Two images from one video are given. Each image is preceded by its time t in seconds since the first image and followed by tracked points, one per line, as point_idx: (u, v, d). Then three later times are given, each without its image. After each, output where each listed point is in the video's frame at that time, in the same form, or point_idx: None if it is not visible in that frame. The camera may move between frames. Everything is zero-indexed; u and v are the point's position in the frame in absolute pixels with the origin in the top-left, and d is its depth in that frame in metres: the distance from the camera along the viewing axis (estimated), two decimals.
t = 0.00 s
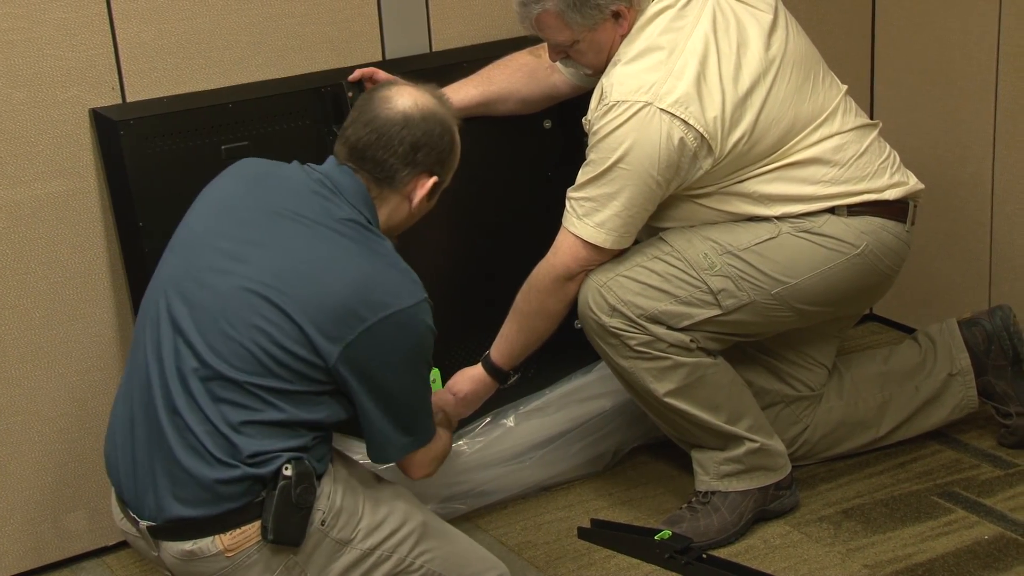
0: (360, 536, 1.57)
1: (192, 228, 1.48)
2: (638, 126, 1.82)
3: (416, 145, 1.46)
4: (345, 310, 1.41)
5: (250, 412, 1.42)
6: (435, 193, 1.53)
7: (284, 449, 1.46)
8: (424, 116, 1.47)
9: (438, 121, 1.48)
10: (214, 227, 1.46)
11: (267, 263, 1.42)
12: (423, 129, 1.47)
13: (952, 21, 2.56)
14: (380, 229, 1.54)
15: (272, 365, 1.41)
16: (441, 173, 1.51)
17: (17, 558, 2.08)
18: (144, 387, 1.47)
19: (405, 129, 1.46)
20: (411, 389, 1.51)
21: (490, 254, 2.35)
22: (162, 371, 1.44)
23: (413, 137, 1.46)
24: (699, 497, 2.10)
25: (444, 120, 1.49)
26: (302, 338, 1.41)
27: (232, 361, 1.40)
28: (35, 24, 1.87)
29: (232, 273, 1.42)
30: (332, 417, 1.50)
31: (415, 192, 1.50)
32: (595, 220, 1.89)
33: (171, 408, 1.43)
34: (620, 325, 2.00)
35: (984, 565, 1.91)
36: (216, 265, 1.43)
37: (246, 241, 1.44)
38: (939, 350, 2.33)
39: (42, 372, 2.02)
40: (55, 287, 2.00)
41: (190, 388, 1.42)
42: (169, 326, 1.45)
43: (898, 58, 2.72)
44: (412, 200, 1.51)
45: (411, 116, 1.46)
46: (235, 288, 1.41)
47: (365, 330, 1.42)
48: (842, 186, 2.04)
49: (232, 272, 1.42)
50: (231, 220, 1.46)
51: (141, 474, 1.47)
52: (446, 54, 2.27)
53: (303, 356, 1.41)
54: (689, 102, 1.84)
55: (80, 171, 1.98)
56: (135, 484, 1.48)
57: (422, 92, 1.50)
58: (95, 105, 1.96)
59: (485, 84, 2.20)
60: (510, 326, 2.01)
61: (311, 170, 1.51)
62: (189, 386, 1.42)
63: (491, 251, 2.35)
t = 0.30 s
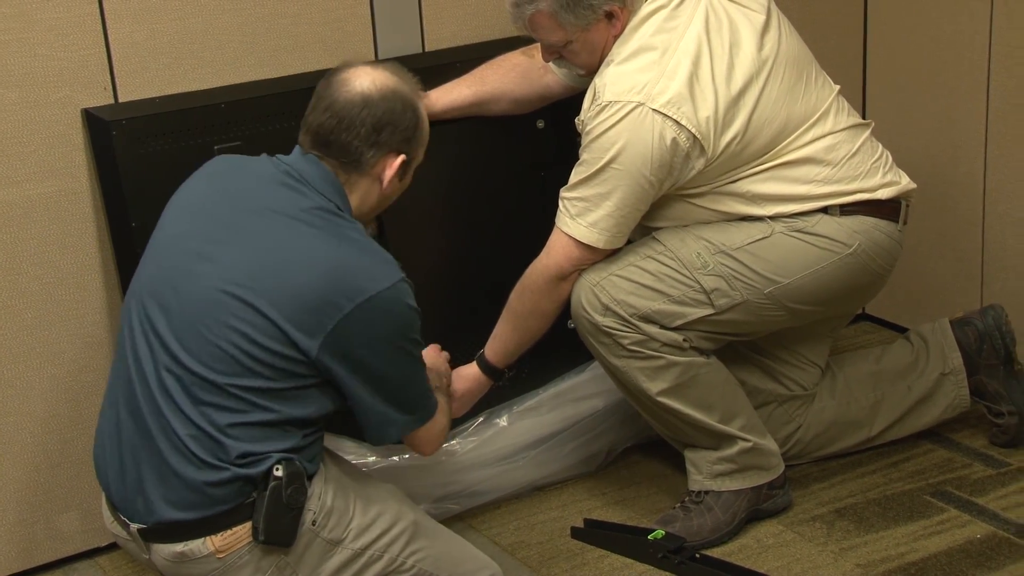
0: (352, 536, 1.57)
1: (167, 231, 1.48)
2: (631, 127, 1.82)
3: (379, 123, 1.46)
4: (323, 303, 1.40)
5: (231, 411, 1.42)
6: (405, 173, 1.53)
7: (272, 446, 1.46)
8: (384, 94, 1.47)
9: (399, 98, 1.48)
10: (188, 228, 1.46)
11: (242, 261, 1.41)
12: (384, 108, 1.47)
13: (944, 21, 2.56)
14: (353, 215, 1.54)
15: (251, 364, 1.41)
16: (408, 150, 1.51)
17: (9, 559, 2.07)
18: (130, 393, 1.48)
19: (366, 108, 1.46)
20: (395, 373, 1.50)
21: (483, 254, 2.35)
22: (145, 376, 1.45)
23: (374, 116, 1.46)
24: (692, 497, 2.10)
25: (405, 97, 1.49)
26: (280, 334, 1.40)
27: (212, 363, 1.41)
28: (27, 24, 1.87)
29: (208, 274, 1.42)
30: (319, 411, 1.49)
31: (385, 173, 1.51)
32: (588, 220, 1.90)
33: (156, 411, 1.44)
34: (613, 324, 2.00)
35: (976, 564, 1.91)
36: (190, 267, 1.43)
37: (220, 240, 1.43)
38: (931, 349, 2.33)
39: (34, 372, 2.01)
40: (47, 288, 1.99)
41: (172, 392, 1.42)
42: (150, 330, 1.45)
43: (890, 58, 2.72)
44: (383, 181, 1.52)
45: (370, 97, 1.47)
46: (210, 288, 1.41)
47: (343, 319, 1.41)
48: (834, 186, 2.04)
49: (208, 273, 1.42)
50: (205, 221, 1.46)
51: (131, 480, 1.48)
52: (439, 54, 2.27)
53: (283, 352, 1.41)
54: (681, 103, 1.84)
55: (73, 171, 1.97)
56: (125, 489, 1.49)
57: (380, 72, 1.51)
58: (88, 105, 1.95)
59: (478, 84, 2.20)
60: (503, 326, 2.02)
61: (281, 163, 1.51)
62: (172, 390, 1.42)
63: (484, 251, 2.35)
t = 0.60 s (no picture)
0: (346, 536, 1.57)
1: (141, 230, 1.47)
2: (626, 128, 1.82)
3: (340, 103, 1.45)
4: (298, 293, 1.40)
5: (214, 408, 1.42)
6: (372, 153, 1.52)
7: (260, 442, 1.46)
8: (344, 73, 1.47)
9: (360, 77, 1.48)
10: (162, 226, 1.45)
11: (215, 257, 1.40)
12: (346, 88, 1.47)
13: (938, 22, 2.57)
14: (324, 199, 1.53)
15: (229, 359, 1.40)
16: (373, 130, 1.50)
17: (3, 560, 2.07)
18: (116, 394, 1.47)
19: (326, 89, 1.45)
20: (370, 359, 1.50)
21: (478, 255, 2.35)
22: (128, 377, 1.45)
23: (335, 96, 1.45)
24: (688, 497, 2.10)
25: (367, 76, 1.49)
26: (258, 327, 1.40)
27: (192, 361, 1.40)
28: (21, 24, 1.86)
29: (182, 271, 1.41)
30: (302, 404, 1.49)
31: (351, 154, 1.50)
32: (583, 221, 1.90)
33: (141, 413, 1.44)
34: (608, 324, 2.00)
35: (970, 564, 1.91)
36: (165, 265, 1.42)
37: (194, 236, 1.42)
38: (925, 349, 2.34)
39: (28, 373, 2.01)
40: (40, 289, 1.99)
41: (154, 392, 1.42)
42: (129, 330, 1.45)
43: (884, 58, 2.73)
44: (350, 163, 1.51)
45: (331, 77, 1.46)
46: (185, 286, 1.40)
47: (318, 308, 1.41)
48: (829, 186, 2.04)
49: (181, 270, 1.41)
50: (178, 218, 1.44)
51: (123, 484, 1.48)
52: (434, 55, 2.27)
53: (262, 345, 1.41)
54: (675, 104, 1.84)
55: (67, 172, 1.97)
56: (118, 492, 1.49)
57: (341, 53, 1.50)
58: (82, 105, 1.95)
59: (472, 85, 2.20)
60: (498, 327, 2.02)
61: (248, 156, 1.50)
62: (155, 391, 1.42)
63: (479, 252, 2.35)
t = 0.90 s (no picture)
0: (338, 536, 1.57)
1: (117, 236, 1.46)
2: (621, 126, 1.82)
3: (311, 101, 1.45)
4: (275, 291, 1.40)
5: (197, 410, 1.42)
6: (348, 152, 1.51)
7: (247, 443, 1.47)
8: (315, 72, 1.46)
9: (333, 76, 1.47)
10: (137, 230, 1.44)
11: (192, 258, 1.40)
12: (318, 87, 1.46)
13: (933, 21, 2.57)
14: (299, 200, 1.52)
15: (209, 360, 1.40)
16: (347, 128, 1.48)
17: None
18: (99, 401, 1.47)
19: (297, 87, 1.45)
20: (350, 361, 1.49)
21: (473, 255, 2.35)
22: (110, 383, 1.44)
23: (305, 95, 1.45)
24: (683, 496, 2.10)
25: (339, 75, 1.48)
26: (236, 326, 1.40)
27: (173, 364, 1.40)
28: (14, 25, 1.86)
29: (159, 273, 1.40)
30: (284, 404, 1.49)
31: (325, 152, 1.48)
32: (579, 219, 1.90)
33: (124, 417, 1.44)
34: (604, 324, 2.00)
35: (965, 563, 1.92)
36: (142, 269, 1.41)
37: (169, 239, 1.41)
38: (920, 348, 2.34)
39: (22, 374, 2.01)
40: (34, 289, 1.99)
41: (137, 396, 1.42)
42: (109, 333, 1.44)
43: (879, 58, 2.73)
44: (324, 163, 1.49)
45: (303, 75, 1.46)
46: (162, 289, 1.40)
47: (294, 306, 1.40)
48: (824, 185, 2.04)
49: (158, 273, 1.40)
50: (152, 222, 1.44)
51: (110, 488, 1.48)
52: (429, 54, 2.27)
53: (241, 345, 1.41)
54: (671, 102, 1.84)
55: (61, 173, 1.97)
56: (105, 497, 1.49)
57: (317, 54, 1.50)
58: (76, 106, 1.95)
59: (467, 84, 2.21)
60: (492, 326, 2.02)
61: (221, 156, 1.50)
62: (138, 395, 1.42)
63: (474, 252, 2.35)
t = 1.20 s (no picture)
0: (336, 536, 1.57)
1: (109, 240, 1.46)
2: (619, 125, 1.82)
3: (245, 85, 1.49)
4: (266, 285, 1.40)
5: (191, 408, 1.43)
6: (304, 125, 1.51)
7: (243, 441, 1.47)
8: (246, 56, 1.50)
9: (265, 55, 1.50)
10: (128, 233, 1.44)
11: (184, 257, 1.40)
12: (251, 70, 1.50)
13: (930, 20, 2.57)
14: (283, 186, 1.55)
15: (203, 359, 1.40)
16: (293, 101, 1.50)
17: None
18: (96, 406, 1.47)
19: (230, 77, 1.50)
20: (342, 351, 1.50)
21: (470, 254, 2.35)
22: (107, 387, 1.45)
23: (237, 81, 1.49)
24: (680, 496, 2.10)
25: (273, 52, 1.50)
26: (230, 324, 1.40)
27: (167, 364, 1.40)
28: (12, 25, 1.86)
29: (151, 274, 1.40)
30: (279, 399, 1.49)
31: (277, 131, 1.50)
32: (577, 218, 1.90)
33: (121, 419, 1.44)
34: (601, 323, 2.00)
35: (962, 562, 1.92)
36: (134, 270, 1.41)
37: (160, 239, 1.42)
38: (917, 348, 2.34)
39: (19, 374, 2.01)
40: (31, 290, 1.99)
41: (133, 398, 1.42)
42: (103, 335, 1.45)
43: (876, 58, 2.73)
44: (281, 142, 1.51)
45: (233, 65, 1.50)
46: (155, 289, 1.40)
47: (286, 300, 1.41)
48: (821, 185, 2.04)
49: (150, 274, 1.40)
50: (144, 223, 1.44)
51: (109, 491, 1.48)
52: (427, 54, 2.27)
53: (234, 342, 1.41)
54: (669, 101, 1.84)
55: (58, 173, 1.97)
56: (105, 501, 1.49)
57: (261, 41, 1.54)
58: (73, 106, 1.95)
59: (464, 84, 2.20)
60: (489, 326, 2.02)
61: (206, 154, 1.50)
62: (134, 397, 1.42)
63: (471, 252, 2.35)
